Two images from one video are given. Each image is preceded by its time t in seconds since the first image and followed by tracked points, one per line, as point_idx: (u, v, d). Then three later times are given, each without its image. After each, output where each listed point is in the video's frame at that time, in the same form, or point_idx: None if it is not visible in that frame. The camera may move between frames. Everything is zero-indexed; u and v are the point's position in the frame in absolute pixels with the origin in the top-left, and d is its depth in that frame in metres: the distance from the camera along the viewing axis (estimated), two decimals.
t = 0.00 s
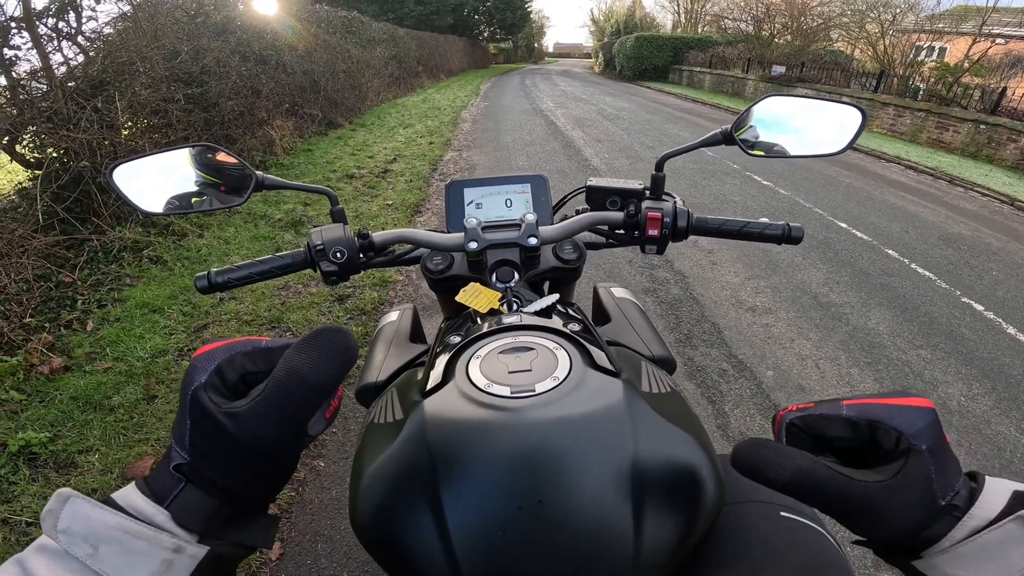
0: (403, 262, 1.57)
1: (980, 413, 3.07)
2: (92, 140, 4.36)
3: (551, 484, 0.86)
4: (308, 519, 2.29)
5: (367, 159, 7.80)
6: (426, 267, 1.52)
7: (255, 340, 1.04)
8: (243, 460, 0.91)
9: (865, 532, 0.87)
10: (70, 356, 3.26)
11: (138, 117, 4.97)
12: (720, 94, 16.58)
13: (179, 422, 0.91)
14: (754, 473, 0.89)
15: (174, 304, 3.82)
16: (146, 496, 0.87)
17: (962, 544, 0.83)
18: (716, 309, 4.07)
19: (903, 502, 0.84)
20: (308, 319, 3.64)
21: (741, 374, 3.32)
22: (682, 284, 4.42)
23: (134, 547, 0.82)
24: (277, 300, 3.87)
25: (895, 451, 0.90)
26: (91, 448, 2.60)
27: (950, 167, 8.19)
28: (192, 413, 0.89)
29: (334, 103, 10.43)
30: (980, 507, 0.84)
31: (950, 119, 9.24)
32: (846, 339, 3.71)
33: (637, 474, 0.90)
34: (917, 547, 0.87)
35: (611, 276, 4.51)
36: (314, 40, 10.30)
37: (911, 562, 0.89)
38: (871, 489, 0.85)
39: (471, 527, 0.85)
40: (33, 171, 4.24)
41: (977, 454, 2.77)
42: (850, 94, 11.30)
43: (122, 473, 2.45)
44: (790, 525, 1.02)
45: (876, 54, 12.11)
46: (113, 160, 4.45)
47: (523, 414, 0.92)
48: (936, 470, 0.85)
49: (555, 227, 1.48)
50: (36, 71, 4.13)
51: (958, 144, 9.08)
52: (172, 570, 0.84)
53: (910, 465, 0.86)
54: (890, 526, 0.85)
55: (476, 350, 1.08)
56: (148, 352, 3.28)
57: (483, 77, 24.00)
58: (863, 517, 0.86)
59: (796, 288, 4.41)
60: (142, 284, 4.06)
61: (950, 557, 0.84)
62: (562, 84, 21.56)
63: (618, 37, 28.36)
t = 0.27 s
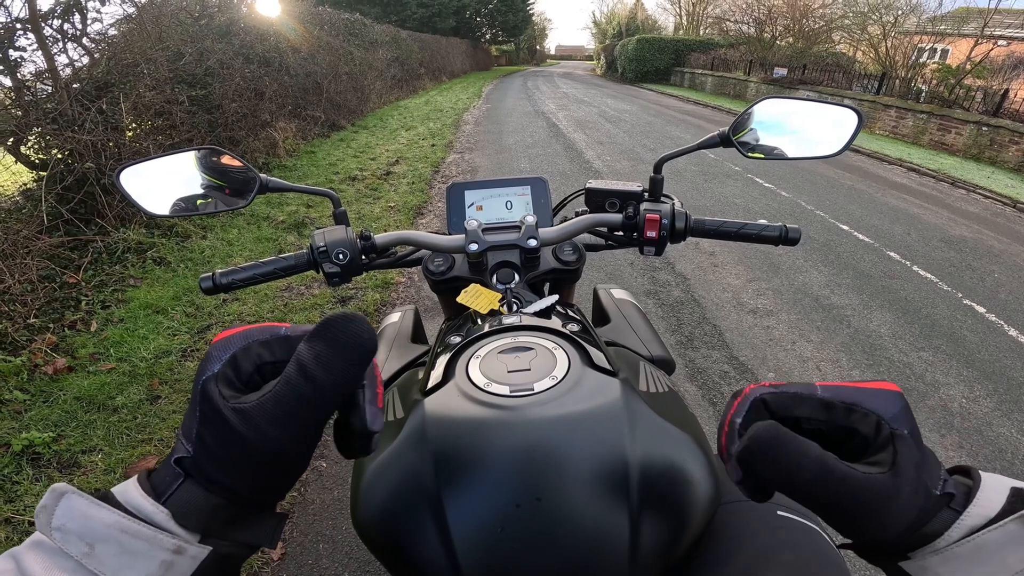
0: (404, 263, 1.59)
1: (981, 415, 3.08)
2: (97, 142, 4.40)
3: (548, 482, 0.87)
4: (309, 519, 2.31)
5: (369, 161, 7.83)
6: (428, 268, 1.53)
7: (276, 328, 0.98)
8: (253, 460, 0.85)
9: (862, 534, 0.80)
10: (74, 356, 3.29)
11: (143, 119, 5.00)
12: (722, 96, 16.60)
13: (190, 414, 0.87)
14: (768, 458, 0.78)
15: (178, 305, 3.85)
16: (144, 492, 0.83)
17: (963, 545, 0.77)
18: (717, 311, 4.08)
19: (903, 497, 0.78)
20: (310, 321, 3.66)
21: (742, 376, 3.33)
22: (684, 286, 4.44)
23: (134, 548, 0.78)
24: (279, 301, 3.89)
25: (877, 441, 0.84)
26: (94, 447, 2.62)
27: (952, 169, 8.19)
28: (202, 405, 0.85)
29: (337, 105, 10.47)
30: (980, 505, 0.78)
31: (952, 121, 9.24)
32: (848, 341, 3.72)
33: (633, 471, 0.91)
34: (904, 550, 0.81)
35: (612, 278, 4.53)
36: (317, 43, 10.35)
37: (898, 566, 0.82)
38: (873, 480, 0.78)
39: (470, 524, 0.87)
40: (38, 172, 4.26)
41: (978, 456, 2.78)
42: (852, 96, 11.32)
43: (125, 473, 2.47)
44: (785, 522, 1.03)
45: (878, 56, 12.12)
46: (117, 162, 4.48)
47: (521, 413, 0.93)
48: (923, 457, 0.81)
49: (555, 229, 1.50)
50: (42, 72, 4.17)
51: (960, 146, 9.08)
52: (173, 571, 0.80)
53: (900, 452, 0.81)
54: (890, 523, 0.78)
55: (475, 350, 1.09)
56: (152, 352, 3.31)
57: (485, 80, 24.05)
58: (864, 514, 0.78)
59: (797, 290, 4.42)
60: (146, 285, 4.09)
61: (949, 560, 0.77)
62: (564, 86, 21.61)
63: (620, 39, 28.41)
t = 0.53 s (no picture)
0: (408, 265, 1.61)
1: (983, 417, 3.08)
2: (102, 143, 4.42)
3: (551, 479, 0.88)
4: (311, 519, 2.32)
5: (371, 162, 7.85)
6: (431, 270, 1.55)
7: (258, 293, 0.91)
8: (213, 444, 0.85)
9: (875, 507, 0.82)
10: (77, 356, 3.31)
11: (147, 120, 5.03)
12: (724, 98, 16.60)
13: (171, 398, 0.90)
14: (832, 428, 0.74)
15: (181, 306, 3.87)
16: (119, 482, 0.85)
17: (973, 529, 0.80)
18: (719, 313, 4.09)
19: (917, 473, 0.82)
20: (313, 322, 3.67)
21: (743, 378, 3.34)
22: (685, 288, 4.45)
23: (116, 540, 0.81)
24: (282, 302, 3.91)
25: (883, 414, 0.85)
26: (97, 447, 2.64)
27: (954, 171, 8.19)
28: (179, 389, 0.88)
29: (339, 107, 10.50)
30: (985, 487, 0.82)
31: (954, 123, 9.24)
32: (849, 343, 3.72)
33: (634, 468, 0.92)
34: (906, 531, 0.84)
35: (614, 279, 4.54)
36: (319, 44, 10.39)
37: (897, 549, 0.85)
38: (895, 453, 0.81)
39: (473, 521, 0.88)
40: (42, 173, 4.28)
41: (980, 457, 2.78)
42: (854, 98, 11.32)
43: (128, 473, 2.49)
44: (785, 521, 1.04)
45: (880, 57, 12.12)
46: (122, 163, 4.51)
47: (524, 412, 0.95)
48: (929, 426, 0.85)
49: (557, 231, 1.51)
50: (47, 73, 4.20)
51: (962, 148, 9.08)
52: (157, 563, 0.82)
53: (906, 418, 0.84)
54: (903, 501, 0.82)
55: (479, 350, 1.11)
56: (155, 352, 3.33)
57: (487, 81, 24.07)
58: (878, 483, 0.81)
59: (798, 292, 4.43)
60: (149, 286, 4.11)
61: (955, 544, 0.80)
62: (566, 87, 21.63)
63: (622, 41, 28.44)
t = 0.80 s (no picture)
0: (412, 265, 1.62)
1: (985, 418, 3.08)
2: (105, 144, 4.44)
3: (555, 479, 0.89)
4: (312, 520, 2.32)
5: (373, 164, 7.87)
6: (435, 270, 1.56)
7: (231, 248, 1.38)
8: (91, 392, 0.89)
9: (927, 420, 0.88)
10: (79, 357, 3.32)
11: (149, 121, 5.05)
12: (725, 99, 16.60)
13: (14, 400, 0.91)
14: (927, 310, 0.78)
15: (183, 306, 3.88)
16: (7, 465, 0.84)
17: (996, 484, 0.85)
18: (720, 314, 4.09)
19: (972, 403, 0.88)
20: (315, 322, 3.68)
21: (745, 379, 3.34)
22: (686, 289, 4.45)
23: (16, 517, 0.81)
24: (284, 303, 3.92)
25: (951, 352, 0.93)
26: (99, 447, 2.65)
27: (956, 172, 8.18)
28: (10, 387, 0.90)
29: (341, 108, 10.52)
30: (1023, 442, 0.86)
31: (956, 124, 9.24)
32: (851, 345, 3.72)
33: (639, 467, 0.93)
34: (940, 483, 0.90)
35: (615, 281, 4.55)
36: (321, 46, 10.41)
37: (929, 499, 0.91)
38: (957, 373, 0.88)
39: (478, 520, 0.89)
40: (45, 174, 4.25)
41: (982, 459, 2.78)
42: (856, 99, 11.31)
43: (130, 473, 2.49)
44: (788, 522, 1.04)
45: (882, 59, 12.12)
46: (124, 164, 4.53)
47: (529, 411, 0.96)
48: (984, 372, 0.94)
49: (561, 231, 1.52)
50: (50, 74, 4.21)
51: (964, 149, 9.07)
52: (63, 534, 0.82)
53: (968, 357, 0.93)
54: (947, 429, 0.88)
55: (483, 349, 1.12)
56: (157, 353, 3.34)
57: (488, 83, 24.09)
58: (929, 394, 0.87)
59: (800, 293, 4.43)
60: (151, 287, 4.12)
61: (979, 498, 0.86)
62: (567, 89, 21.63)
63: (624, 42, 28.45)
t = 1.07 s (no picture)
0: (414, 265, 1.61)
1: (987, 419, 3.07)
2: (106, 144, 4.44)
3: (559, 481, 0.88)
4: (312, 521, 2.32)
5: (373, 164, 7.87)
6: (437, 270, 1.55)
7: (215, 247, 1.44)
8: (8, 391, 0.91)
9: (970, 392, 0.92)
10: (79, 357, 3.32)
11: (150, 122, 5.04)
12: (726, 100, 16.60)
13: None
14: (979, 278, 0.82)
15: (184, 307, 3.88)
16: None
17: None
18: (721, 315, 4.08)
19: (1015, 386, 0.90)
20: (315, 323, 3.68)
21: (745, 380, 3.33)
22: (687, 290, 4.45)
23: None
24: (284, 303, 3.92)
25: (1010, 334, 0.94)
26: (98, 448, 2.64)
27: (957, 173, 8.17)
28: None
29: (342, 108, 10.52)
30: None
31: (957, 124, 9.23)
32: (853, 346, 3.71)
33: (643, 468, 0.93)
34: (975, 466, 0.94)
35: (616, 282, 4.54)
36: (322, 46, 10.41)
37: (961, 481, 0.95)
38: (1009, 351, 0.90)
39: (481, 522, 0.88)
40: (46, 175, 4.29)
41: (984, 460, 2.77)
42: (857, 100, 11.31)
43: (129, 474, 2.48)
44: (791, 523, 1.04)
45: (882, 59, 12.11)
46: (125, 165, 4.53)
47: (533, 412, 0.95)
48: None
49: (563, 231, 1.51)
50: (51, 75, 4.22)
51: (965, 150, 9.06)
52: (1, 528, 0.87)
53: None
54: (989, 406, 0.92)
55: (486, 350, 1.11)
56: (157, 353, 3.34)
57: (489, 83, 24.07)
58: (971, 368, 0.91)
59: (801, 294, 4.42)
60: (151, 287, 4.12)
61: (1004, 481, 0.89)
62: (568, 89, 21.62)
63: (624, 43, 28.44)
